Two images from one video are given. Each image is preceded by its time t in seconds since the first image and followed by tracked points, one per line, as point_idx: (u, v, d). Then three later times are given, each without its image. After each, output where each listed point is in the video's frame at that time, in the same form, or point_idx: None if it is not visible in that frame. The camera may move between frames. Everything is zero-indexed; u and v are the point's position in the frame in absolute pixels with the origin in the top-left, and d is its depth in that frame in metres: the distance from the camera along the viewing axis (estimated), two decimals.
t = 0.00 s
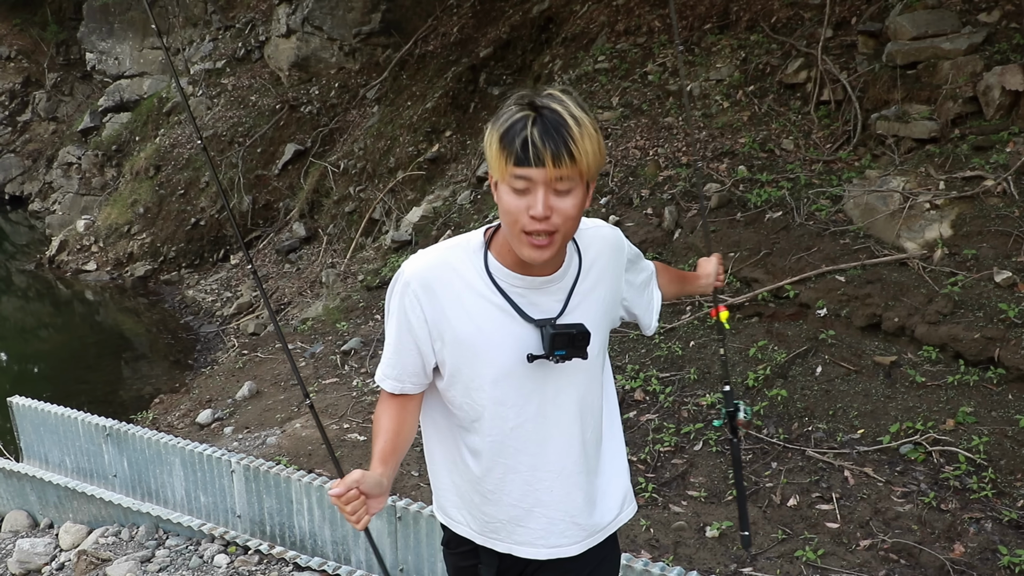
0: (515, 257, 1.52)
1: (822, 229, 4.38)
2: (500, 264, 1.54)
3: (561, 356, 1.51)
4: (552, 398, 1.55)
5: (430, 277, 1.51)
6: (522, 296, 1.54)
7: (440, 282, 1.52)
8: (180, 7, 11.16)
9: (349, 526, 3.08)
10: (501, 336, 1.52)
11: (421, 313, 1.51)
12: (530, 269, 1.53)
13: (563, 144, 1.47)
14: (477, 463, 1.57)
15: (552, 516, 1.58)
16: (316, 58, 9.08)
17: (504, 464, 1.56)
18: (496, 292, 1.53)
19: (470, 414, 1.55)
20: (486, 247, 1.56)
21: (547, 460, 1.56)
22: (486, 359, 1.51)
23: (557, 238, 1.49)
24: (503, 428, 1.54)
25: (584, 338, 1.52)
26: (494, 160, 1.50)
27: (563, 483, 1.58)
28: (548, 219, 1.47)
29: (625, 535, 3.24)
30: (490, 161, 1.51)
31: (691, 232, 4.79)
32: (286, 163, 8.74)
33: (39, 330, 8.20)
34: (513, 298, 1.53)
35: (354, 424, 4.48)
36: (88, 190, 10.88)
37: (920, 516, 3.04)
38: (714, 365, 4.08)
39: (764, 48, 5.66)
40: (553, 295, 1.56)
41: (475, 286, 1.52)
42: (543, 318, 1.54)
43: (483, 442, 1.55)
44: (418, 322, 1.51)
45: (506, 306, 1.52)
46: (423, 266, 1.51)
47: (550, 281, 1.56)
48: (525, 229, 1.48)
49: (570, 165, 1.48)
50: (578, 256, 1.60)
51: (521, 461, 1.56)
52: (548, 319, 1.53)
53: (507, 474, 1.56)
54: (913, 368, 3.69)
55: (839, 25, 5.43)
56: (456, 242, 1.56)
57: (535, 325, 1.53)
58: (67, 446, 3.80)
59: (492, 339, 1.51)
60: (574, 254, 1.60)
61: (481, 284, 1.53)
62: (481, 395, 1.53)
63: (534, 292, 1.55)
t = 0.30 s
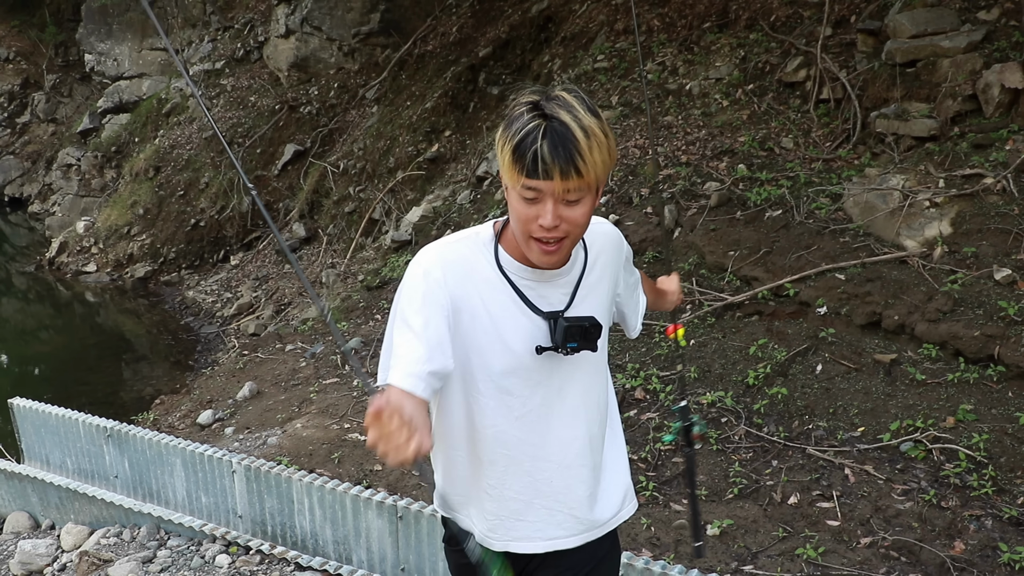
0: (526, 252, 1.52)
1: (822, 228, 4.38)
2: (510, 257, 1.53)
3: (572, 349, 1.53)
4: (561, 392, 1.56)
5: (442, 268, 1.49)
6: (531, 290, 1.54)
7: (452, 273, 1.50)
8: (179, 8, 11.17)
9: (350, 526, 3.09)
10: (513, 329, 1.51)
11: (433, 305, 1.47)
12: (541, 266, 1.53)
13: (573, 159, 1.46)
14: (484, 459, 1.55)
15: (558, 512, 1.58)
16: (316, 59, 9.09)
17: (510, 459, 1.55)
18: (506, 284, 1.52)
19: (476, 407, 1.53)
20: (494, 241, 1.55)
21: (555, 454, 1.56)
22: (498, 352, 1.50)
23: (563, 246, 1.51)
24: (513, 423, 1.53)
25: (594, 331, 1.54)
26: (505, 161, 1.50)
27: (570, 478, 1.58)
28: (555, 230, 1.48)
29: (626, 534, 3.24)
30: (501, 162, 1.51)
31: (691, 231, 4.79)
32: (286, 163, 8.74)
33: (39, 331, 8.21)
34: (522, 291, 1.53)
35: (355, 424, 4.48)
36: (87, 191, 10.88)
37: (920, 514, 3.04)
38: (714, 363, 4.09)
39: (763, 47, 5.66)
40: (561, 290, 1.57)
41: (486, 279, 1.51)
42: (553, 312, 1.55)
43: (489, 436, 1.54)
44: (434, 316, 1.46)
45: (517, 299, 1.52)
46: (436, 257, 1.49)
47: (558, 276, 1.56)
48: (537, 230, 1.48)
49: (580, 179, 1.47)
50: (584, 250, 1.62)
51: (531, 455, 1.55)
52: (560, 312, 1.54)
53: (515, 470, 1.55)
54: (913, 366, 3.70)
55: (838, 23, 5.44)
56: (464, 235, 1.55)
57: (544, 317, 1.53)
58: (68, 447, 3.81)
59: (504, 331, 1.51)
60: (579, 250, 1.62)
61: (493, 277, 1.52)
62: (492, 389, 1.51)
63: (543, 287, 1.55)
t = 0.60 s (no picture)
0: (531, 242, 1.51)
1: (822, 226, 4.38)
2: (516, 255, 1.52)
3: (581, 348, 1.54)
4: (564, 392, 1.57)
5: (449, 265, 1.47)
6: (536, 288, 1.53)
7: (463, 271, 1.48)
8: (178, 6, 11.15)
9: (350, 524, 3.09)
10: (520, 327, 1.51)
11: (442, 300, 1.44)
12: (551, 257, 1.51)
13: (585, 130, 1.49)
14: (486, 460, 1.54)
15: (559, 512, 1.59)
16: (315, 57, 9.08)
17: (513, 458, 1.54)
18: (513, 281, 1.51)
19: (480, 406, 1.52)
20: (500, 240, 1.54)
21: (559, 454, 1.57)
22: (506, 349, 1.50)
23: (576, 227, 1.47)
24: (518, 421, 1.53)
25: (603, 330, 1.55)
26: (513, 149, 1.51)
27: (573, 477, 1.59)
28: (568, 204, 1.46)
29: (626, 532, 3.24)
30: (509, 150, 1.52)
31: (691, 229, 4.79)
32: (286, 161, 8.73)
33: (39, 330, 8.20)
34: (528, 289, 1.52)
35: (355, 423, 4.49)
36: (86, 190, 10.87)
37: (920, 512, 3.04)
38: (714, 361, 4.09)
39: (763, 45, 5.66)
40: (566, 289, 1.56)
41: (495, 277, 1.50)
42: (558, 311, 1.54)
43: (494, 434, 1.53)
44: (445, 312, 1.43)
45: (524, 298, 1.52)
46: (445, 255, 1.47)
47: (564, 274, 1.55)
48: (546, 214, 1.47)
49: (591, 149, 1.49)
50: (587, 250, 1.62)
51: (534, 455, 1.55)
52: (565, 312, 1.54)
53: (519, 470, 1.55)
54: (913, 364, 3.70)
55: (838, 22, 5.44)
56: (468, 234, 1.54)
57: (551, 317, 1.53)
58: (68, 445, 3.81)
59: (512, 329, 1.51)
60: (583, 251, 1.61)
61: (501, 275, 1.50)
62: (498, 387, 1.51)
63: (550, 286, 1.54)
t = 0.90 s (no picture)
0: (527, 220, 1.54)
1: (822, 223, 4.37)
2: (512, 240, 1.54)
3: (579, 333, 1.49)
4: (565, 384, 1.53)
5: (443, 250, 1.48)
6: (535, 275, 1.54)
7: (458, 256, 1.49)
8: (177, 3, 11.13)
9: (349, 521, 3.09)
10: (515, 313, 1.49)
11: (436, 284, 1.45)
12: (549, 233, 1.54)
13: (580, 95, 1.58)
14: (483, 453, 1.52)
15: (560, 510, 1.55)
16: (315, 53, 9.07)
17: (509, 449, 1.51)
18: (509, 266, 1.52)
19: (475, 396, 1.50)
20: (498, 227, 1.56)
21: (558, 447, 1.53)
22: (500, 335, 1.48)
23: (575, 188, 1.53)
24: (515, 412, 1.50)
25: (602, 315, 1.50)
26: (510, 121, 1.59)
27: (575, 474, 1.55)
28: (565, 162, 1.52)
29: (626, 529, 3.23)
30: (506, 123, 1.60)
31: (691, 226, 4.78)
32: (285, 158, 8.72)
33: (39, 327, 8.20)
34: (524, 276, 1.52)
35: (354, 420, 4.48)
36: (86, 186, 10.85)
37: (920, 509, 3.04)
38: (714, 358, 4.09)
39: (763, 42, 5.65)
40: (564, 275, 1.56)
41: (490, 263, 1.51)
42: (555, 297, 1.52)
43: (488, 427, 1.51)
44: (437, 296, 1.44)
45: (519, 283, 1.51)
46: (440, 241, 1.49)
47: (563, 259, 1.56)
48: (542, 176, 1.52)
49: (586, 114, 1.57)
50: (590, 242, 1.62)
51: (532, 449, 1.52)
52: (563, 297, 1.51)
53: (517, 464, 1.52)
54: (913, 361, 3.69)
55: (839, 18, 5.42)
56: (466, 222, 1.55)
57: (547, 303, 1.51)
58: (67, 442, 3.81)
59: (507, 316, 1.49)
60: (585, 240, 1.61)
61: (497, 260, 1.52)
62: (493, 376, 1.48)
63: (545, 272, 1.54)
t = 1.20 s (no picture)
0: (527, 204, 1.56)
1: (822, 222, 4.36)
2: (514, 226, 1.56)
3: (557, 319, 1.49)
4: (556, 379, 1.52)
5: (443, 240, 1.53)
6: (529, 259, 1.54)
7: (453, 242, 1.53)
8: (178, 3, 11.12)
9: (349, 521, 3.09)
10: (504, 300, 1.51)
11: (430, 274, 1.52)
12: (553, 215, 1.55)
13: (583, 76, 1.57)
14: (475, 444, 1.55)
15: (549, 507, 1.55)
16: (315, 53, 9.06)
17: (498, 446, 1.53)
18: (504, 249, 1.54)
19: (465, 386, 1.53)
20: (501, 213, 1.59)
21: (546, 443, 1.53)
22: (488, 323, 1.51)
23: (577, 168, 1.53)
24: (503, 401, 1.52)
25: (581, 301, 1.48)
26: (513, 104, 1.60)
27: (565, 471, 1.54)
28: (568, 143, 1.53)
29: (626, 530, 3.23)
30: (510, 107, 1.61)
31: (691, 226, 4.77)
32: (286, 158, 8.72)
33: (39, 326, 8.20)
34: (523, 264, 1.53)
35: (354, 420, 4.48)
36: (87, 186, 10.85)
37: (920, 509, 3.03)
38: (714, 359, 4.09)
39: (763, 41, 5.65)
40: (561, 262, 1.55)
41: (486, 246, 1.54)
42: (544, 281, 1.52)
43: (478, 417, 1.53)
44: (427, 285, 1.52)
45: (513, 268, 1.53)
46: (439, 226, 1.54)
47: (561, 245, 1.55)
48: (543, 156, 1.53)
49: (589, 95, 1.57)
50: (600, 235, 1.59)
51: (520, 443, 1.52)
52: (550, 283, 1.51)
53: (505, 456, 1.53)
54: (913, 361, 3.68)
55: (839, 17, 5.41)
56: (472, 208, 1.60)
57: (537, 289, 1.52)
58: (67, 441, 3.81)
59: (496, 303, 1.51)
60: (594, 225, 1.60)
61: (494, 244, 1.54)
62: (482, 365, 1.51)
63: (541, 257, 1.55)
